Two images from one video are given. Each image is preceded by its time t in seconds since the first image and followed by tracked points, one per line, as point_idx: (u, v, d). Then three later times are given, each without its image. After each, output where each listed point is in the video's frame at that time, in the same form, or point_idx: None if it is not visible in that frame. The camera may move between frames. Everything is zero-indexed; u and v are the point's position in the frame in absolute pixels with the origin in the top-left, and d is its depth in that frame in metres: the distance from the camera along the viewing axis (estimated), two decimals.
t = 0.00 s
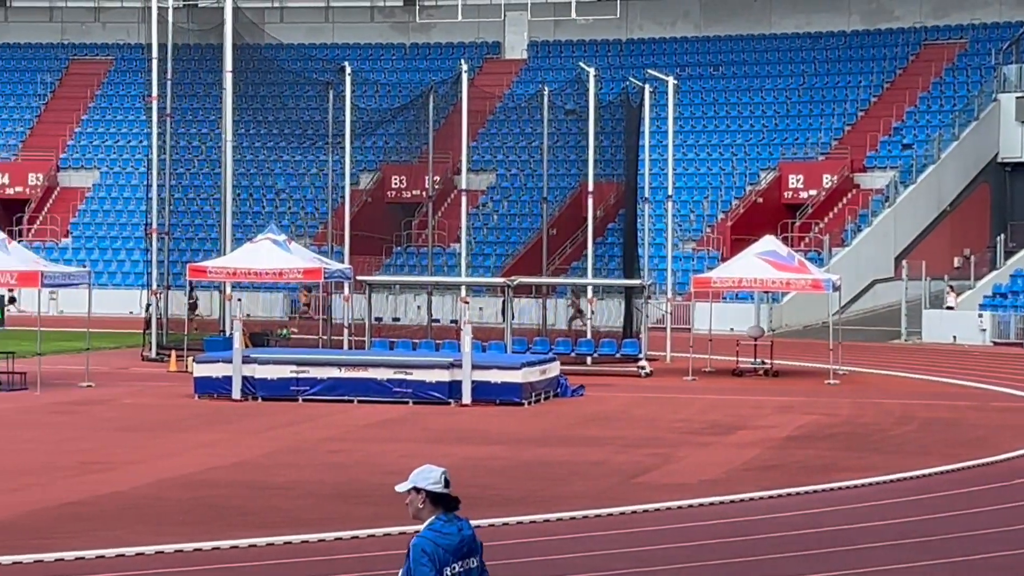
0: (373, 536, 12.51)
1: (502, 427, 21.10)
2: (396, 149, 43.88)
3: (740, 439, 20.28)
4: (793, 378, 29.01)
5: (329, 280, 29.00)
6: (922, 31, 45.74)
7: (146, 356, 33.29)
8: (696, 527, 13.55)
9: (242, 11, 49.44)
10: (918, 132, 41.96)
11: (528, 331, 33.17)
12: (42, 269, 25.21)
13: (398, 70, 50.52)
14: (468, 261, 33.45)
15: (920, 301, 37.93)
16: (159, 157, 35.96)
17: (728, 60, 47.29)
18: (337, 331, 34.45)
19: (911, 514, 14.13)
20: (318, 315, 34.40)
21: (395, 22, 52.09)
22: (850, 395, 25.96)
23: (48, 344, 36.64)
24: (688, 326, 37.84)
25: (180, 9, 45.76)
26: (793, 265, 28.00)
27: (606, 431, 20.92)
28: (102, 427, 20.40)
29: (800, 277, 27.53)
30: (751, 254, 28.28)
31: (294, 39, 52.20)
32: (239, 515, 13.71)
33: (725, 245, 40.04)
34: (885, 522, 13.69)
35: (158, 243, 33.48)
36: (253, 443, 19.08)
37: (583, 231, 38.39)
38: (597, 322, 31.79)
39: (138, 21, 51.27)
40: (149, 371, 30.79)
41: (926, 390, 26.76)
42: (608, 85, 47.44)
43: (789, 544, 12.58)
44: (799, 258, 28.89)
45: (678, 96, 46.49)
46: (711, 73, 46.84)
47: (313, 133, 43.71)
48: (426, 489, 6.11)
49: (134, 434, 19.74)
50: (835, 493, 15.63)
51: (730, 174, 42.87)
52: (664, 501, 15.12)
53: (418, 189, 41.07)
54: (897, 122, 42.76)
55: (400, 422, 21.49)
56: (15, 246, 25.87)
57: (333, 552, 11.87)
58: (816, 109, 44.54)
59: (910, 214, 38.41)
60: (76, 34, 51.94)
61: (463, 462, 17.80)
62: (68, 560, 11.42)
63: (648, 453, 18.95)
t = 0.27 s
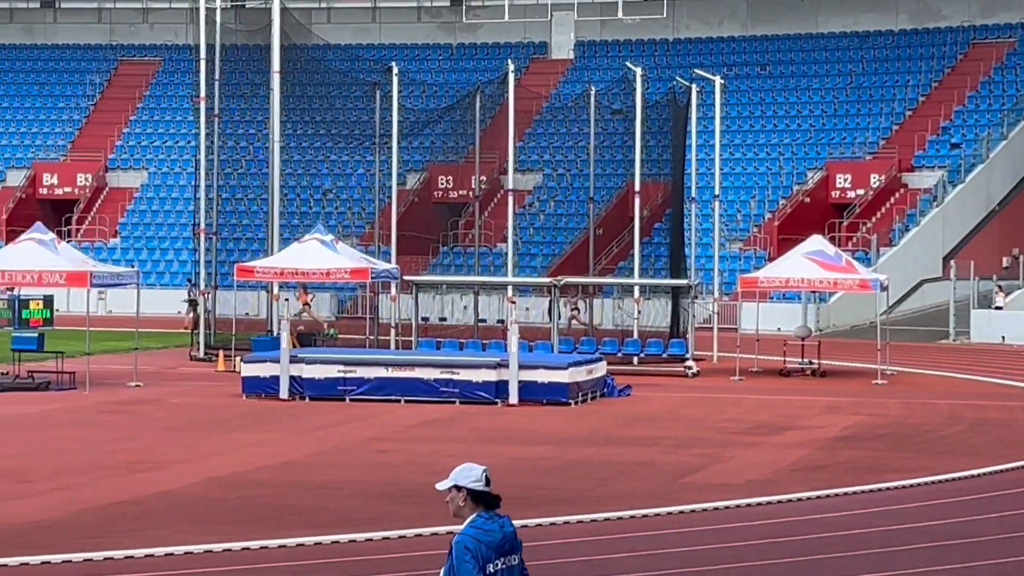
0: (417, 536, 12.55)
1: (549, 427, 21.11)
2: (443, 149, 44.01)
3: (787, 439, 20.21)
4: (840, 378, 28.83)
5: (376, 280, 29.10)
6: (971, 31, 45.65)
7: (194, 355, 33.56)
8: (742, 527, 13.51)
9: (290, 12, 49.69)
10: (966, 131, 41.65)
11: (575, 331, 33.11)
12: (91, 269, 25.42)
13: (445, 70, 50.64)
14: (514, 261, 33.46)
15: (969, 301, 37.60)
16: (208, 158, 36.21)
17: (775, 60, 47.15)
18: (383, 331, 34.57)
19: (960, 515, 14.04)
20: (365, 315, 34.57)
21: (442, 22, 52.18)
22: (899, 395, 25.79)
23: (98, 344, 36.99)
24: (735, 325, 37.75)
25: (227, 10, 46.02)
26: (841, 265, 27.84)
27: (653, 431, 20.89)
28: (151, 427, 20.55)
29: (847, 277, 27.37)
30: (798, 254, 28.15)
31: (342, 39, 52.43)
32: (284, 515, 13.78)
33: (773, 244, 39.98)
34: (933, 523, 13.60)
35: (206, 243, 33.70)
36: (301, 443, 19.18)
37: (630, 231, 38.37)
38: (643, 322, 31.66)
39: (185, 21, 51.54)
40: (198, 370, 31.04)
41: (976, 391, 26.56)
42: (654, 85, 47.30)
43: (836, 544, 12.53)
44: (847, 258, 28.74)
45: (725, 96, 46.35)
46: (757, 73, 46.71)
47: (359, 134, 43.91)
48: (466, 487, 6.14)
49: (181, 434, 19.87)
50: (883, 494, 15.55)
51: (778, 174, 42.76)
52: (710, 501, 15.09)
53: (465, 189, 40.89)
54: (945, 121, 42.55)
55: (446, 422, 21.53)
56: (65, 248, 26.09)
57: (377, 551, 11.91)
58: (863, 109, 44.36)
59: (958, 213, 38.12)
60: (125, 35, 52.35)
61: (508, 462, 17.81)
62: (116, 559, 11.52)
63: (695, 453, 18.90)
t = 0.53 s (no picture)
0: (463, 535, 12.60)
1: (597, 425, 21.10)
2: (491, 147, 44.10)
3: (835, 438, 20.12)
4: (890, 377, 28.65)
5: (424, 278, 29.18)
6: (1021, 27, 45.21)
7: (243, 354, 33.87)
8: (790, 526, 13.46)
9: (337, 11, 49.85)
10: (1017, 128, 41.20)
11: (623, 330, 33.09)
12: (141, 268, 25.61)
13: (492, 68, 50.68)
14: (562, 259, 33.48)
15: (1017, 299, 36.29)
16: (256, 158, 36.39)
17: (823, 57, 46.92)
18: (431, 329, 34.66)
19: (1010, 514, 13.93)
20: (413, 313, 34.72)
21: (490, 20, 52.21)
22: (949, 394, 25.62)
23: (148, 342, 37.27)
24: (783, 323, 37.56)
25: (276, 9, 46.23)
26: (890, 263, 27.67)
27: (700, 429, 20.85)
28: (200, 425, 20.69)
29: (897, 276, 27.22)
30: (847, 252, 28.00)
31: (389, 37, 52.55)
32: (332, 513, 13.85)
33: (821, 243, 39.98)
34: (983, 522, 13.51)
35: (255, 241, 33.89)
36: (350, 441, 19.27)
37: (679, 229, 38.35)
38: (691, 320, 31.64)
39: (234, 20, 51.77)
40: (246, 368, 31.25)
41: None
42: (702, 83, 47.18)
43: (885, 543, 12.46)
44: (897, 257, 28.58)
45: (773, 93, 46.14)
46: (806, 70, 46.51)
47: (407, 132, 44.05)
48: (511, 483, 6.13)
49: (230, 432, 20.01)
50: (932, 493, 15.45)
51: (827, 171, 42.60)
52: (759, 500, 15.05)
53: (512, 188, 41.58)
54: (996, 119, 42.18)
55: (493, 420, 21.57)
56: (115, 246, 26.32)
57: (422, 550, 11.96)
58: (912, 106, 44.16)
59: (1008, 211, 37.99)
60: (173, 34, 52.67)
61: (555, 461, 17.82)
62: (166, 556, 11.60)
63: (743, 452, 18.85)
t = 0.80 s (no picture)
0: (513, 533, 12.65)
1: (646, 423, 21.11)
2: (540, 145, 44.16)
3: (886, 436, 20.04)
4: (941, 375, 28.49)
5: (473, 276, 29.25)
6: None
7: (293, 351, 34.14)
8: (840, 524, 13.43)
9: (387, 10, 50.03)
10: None
11: (671, 328, 33.08)
12: (191, 266, 25.82)
13: (541, 66, 50.72)
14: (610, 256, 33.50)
15: None
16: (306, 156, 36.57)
17: (873, 54, 46.70)
18: (479, 327, 34.78)
19: None
20: (463, 311, 34.87)
21: (538, 18, 52.28)
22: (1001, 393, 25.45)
23: (198, 340, 37.56)
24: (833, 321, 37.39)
25: (325, 7, 46.45)
26: (941, 260, 27.49)
27: (750, 427, 20.82)
28: (250, 422, 20.86)
29: (947, 273, 27.04)
30: (897, 249, 27.83)
31: (437, 36, 52.70)
32: (383, 510, 13.94)
33: (872, 240, 39.83)
34: None
35: (304, 239, 34.08)
36: (400, 438, 19.37)
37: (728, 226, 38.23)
38: (740, 318, 31.57)
39: (283, 18, 52.02)
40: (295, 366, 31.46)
41: None
42: (751, 80, 47.05)
43: (936, 542, 12.41)
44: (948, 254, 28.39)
45: (823, 90, 45.94)
46: (856, 67, 46.30)
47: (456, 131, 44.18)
48: (560, 479, 6.16)
49: (280, 429, 20.15)
50: (985, 492, 15.37)
51: (877, 168, 42.43)
52: (809, 498, 15.02)
53: (561, 185, 41.68)
54: None
55: (542, 418, 21.62)
56: (165, 244, 26.60)
57: (472, 548, 12.02)
58: (964, 104, 44.07)
59: None
60: (223, 33, 53.01)
61: (604, 459, 17.85)
62: (218, 553, 11.70)
63: (793, 450, 18.81)
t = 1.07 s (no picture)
0: (564, 531, 12.71)
1: (697, 422, 21.11)
2: (590, 144, 44.16)
3: (938, 435, 19.96)
4: (993, 373, 28.34)
5: (523, 274, 29.27)
6: None
7: (343, 350, 34.39)
8: (892, 523, 13.40)
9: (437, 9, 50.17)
10: None
11: (721, 326, 33.06)
12: (242, 265, 26.01)
13: (590, 63, 50.74)
14: (660, 254, 33.50)
15: None
16: (355, 154, 36.77)
17: (925, 51, 46.43)
18: (528, 325, 34.88)
19: None
20: (512, 310, 34.99)
21: (588, 16, 52.27)
22: None
23: (249, 338, 37.83)
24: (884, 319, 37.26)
25: (375, 6, 46.64)
26: (992, 258, 27.32)
27: (802, 426, 20.78)
28: (302, 421, 21.01)
29: (999, 271, 26.89)
30: (948, 248, 27.65)
31: (487, 34, 52.78)
32: (434, 509, 14.04)
33: (922, 238, 39.72)
34: None
35: (354, 237, 34.27)
36: (450, 437, 19.46)
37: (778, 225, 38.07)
38: (789, 316, 31.49)
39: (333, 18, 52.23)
40: (345, 364, 31.67)
41: None
42: (801, 78, 46.87)
43: (989, 542, 12.37)
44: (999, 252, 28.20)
45: (873, 88, 45.70)
46: (907, 64, 46.06)
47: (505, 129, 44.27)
48: (611, 478, 6.20)
49: (331, 428, 20.29)
50: None
51: (928, 166, 42.24)
52: (860, 497, 14.98)
53: (611, 183, 41.79)
54: None
55: (592, 416, 21.66)
56: (216, 243, 26.80)
57: (522, 546, 12.09)
58: (1016, 99, 43.68)
59: None
60: (273, 32, 53.29)
61: (654, 457, 17.88)
62: (270, 551, 11.81)
63: (844, 448, 18.76)
